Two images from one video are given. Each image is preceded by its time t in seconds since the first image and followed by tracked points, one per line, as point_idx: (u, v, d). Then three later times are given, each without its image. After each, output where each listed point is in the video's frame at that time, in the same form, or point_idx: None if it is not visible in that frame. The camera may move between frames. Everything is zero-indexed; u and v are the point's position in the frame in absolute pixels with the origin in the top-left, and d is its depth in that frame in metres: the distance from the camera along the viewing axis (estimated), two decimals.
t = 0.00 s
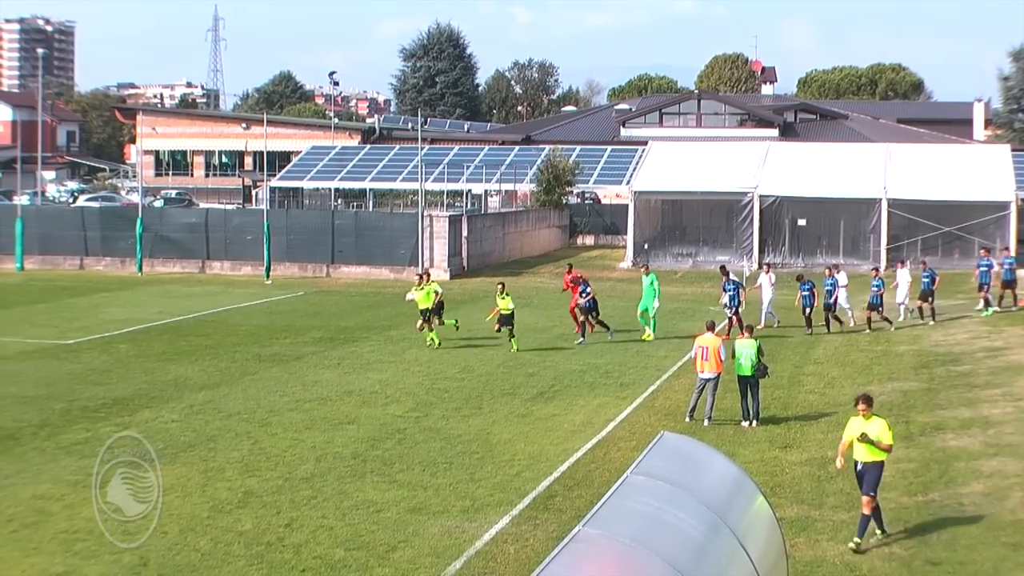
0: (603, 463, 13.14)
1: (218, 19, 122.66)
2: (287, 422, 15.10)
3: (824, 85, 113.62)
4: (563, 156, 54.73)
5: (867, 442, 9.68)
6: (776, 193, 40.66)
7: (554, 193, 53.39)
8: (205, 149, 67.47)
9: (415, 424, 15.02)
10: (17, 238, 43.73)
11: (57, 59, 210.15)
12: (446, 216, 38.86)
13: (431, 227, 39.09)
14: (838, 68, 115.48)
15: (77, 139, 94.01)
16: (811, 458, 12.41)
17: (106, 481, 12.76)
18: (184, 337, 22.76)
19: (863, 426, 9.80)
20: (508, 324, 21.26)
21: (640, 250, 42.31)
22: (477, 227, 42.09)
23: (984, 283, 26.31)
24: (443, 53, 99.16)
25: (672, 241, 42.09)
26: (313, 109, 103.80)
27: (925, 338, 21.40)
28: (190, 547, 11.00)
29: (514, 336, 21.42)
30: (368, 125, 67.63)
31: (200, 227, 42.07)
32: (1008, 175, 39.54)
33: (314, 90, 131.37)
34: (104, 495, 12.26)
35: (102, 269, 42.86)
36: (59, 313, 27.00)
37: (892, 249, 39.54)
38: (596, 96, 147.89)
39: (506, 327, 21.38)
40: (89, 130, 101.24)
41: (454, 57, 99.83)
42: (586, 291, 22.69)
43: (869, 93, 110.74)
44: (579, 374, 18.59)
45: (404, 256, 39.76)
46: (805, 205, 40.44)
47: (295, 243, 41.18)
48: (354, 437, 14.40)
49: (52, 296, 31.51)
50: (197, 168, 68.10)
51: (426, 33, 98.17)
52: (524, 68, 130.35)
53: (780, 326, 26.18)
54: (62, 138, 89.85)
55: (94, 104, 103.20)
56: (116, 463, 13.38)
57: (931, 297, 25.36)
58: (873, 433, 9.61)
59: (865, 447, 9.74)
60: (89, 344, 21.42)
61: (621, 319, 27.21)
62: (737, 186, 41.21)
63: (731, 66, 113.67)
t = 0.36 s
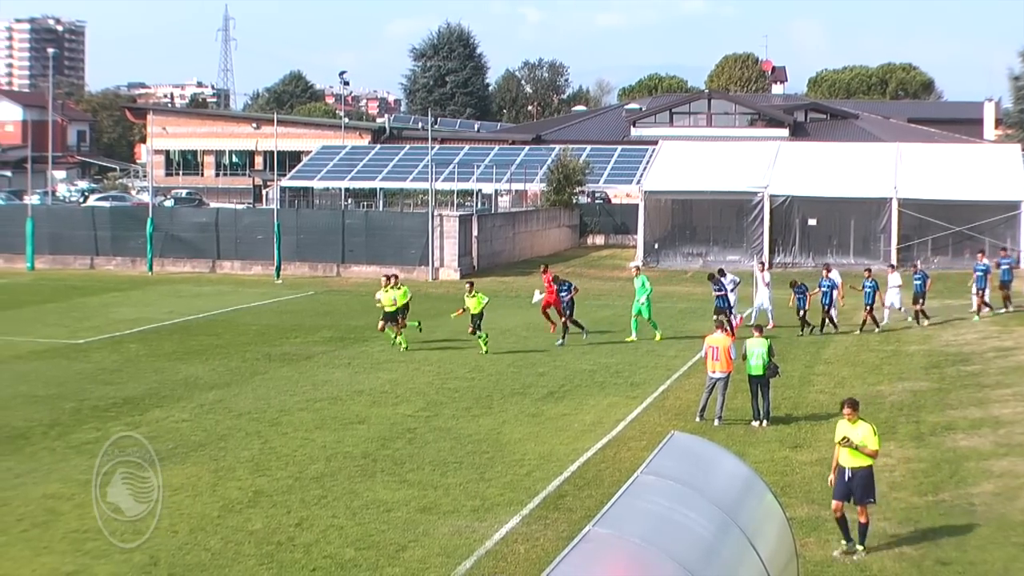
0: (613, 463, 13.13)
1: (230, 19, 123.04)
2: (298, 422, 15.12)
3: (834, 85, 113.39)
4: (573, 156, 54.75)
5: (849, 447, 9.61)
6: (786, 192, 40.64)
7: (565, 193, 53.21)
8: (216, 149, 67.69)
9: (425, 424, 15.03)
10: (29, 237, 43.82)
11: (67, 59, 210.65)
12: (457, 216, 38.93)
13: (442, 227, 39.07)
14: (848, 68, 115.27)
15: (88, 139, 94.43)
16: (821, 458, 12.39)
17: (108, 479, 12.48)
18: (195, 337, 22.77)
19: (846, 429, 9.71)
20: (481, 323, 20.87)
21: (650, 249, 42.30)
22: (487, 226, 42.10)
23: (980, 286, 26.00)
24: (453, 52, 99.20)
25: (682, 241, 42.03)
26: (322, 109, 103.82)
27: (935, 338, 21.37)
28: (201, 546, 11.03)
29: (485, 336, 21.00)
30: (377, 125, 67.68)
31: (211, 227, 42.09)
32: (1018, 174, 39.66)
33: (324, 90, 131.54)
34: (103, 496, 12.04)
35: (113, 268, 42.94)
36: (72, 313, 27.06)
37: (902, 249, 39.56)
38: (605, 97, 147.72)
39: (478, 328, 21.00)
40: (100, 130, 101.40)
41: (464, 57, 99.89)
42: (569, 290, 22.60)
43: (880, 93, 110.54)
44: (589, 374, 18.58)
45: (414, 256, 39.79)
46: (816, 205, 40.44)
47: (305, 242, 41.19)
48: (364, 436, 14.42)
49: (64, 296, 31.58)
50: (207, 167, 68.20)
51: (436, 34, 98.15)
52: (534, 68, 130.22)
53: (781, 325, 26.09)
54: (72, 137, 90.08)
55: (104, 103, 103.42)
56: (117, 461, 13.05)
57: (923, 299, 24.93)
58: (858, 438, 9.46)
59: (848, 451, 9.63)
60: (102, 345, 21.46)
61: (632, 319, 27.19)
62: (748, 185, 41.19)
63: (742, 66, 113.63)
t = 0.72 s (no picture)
0: (622, 456, 13.46)
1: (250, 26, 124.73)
2: (317, 416, 15.52)
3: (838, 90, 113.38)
4: (584, 159, 55.12)
5: (821, 452, 9.78)
6: (790, 193, 40.94)
7: (575, 195, 53.84)
8: (239, 152, 68.14)
9: (440, 418, 15.40)
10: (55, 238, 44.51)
11: (93, 66, 213.73)
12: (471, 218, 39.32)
13: (455, 228, 39.55)
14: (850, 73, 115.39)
15: (113, 142, 96.22)
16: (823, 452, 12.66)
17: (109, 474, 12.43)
18: (218, 334, 23.24)
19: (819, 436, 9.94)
20: (450, 324, 20.85)
21: (657, 250, 42.55)
22: (500, 227, 42.48)
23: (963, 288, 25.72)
24: (468, 59, 99.78)
25: (689, 241, 42.28)
26: (341, 113, 104.74)
27: (935, 336, 21.60)
28: (224, 536, 11.45)
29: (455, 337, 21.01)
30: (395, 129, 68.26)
31: (233, 227, 42.56)
32: (1015, 177, 39.71)
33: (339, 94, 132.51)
34: (103, 497, 12.09)
35: (138, 268, 43.53)
36: (98, 311, 27.63)
37: (903, 250, 39.86)
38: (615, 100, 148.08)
39: (448, 328, 21.05)
40: (125, 134, 102.44)
41: (478, 63, 100.34)
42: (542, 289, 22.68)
43: (880, 98, 110.37)
44: (599, 370, 18.90)
45: (430, 255, 40.25)
46: (819, 206, 40.73)
47: (325, 242, 41.69)
48: (382, 430, 14.80)
49: (86, 295, 32.13)
50: (230, 170, 68.92)
51: (451, 40, 98.91)
52: (545, 74, 130.93)
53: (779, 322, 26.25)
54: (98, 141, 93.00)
55: (128, 108, 104.72)
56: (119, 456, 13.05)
57: (904, 302, 24.68)
58: (828, 444, 9.68)
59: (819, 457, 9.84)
60: (129, 342, 21.94)
61: (640, 318, 27.48)
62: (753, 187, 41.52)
63: (747, 72, 113.69)
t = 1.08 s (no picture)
0: (632, 445, 14.09)
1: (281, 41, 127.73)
2: (345, 407, 16.27)
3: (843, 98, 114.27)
4: (596, 164, 56.02)
5: (792, 451, 10.77)
6: (790, 198, 42.00)
7: (588, 198, 54.66)
8: (271, 158, 69.66)
9: (462, 409, 16.09)
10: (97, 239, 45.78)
11: (130, 76, 218.81)
12: (490, 219, 40.17)
13: (476, 229, 40.56)
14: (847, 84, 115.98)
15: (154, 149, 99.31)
16: (823, 440, 13.27)
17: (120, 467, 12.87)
18: (250, 329, 24.09)
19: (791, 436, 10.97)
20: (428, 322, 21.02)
21: (666, 250, 43.65)
22: (518, 229, 43.29)
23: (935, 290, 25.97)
24: (487, 70, 101.04)
25: (696, 242, 43.31)
26: (366, 124, 106.36)
27: (928, 332, 22.16)
28: (258, 519, 12.21)
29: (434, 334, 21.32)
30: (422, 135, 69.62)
31: (267, 229, 43.58)
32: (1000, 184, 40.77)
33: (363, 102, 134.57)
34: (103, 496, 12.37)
35: (177, 267, 44.61)
36: (134, 307, 28.58)
37: (897, 250, 40.92)
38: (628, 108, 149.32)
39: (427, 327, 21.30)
40: (164, 141, 104.08)
41: (496, 75, 101.62)
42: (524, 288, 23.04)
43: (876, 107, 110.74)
44: (610, 364, 19.56)
45: (451, 255, 41.13)
46: (818, 209, 41.78)
47: (352, 242, 42.62)
48: (406, 420, 15.52)
49: (118, 293, 33.07)
50: (263, 175, 70.34)
51: (471, 52, 100.22)
52: (560, 85, 132.21)
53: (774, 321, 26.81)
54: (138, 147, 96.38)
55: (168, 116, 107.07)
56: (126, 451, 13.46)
57: (882, 301, 25.14)
58: (799, 443, 10.68)
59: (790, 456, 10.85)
60: (168, 336, 22.81)
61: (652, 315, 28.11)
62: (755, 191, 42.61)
63: (749, 83, 114.07)
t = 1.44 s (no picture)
0: (648, 435, 14.74)
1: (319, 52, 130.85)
2: (379, 398, 17.06)
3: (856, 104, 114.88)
4: (615, 169, 56.74)
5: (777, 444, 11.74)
6: (799, 200, 42.91)
7: (608, 202, 55.55)
8: (309, 164, 72.18)
9: (488, 400, 16.82)
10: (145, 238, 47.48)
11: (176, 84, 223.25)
12: (515, 220, 41.23)
13: (502, 230, 41.73)
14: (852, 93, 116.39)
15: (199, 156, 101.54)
16: (830, 430, 13.90)
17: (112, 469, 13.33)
18: (286, 324, 24.94)
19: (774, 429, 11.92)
20: (413, 319, 21.47)
21: (681, 250, 44.68)
22: (541, 230, 44.31)
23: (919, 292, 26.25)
24: (512, 80, 102.11)
25: (710, 243, 44.33)
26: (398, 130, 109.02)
27: (928, 328, 22.62)
28: (296, 504, 13.00)
29: (419, 331, 21.67)
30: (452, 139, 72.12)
31: (305, 231, 45.11)
32: (999, 187, 41.70)
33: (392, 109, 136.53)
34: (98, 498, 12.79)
35: (220, 266, 46.27)
36: (177, 303, 29.65)
37: (900, 251, 41.79)
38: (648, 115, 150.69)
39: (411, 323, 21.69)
40: (209, 147, 108.74)
41: (522, 85, 102.60)
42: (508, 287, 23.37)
43: (881, 115, 110.88)
44: (628, 357, 20.20)
45: (479, 255, 42.44)
46: (826, 211, 42.68)
47: (386, 243, 43.94)
48: (436, 410, 16.26)
49: (158, 290, 34.14)
50: (301, 179, 72.79)
51: (497, 63, 101.66)
52: (581, 94, 133.07)
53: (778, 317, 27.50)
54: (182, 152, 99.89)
55: (212, 123, 110.42)
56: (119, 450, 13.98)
57: (869, 300, 25.63)
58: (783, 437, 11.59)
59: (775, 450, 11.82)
60: (212, 331, 23.71)
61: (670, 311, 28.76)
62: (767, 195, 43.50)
63: (760, 92, 114.10)
